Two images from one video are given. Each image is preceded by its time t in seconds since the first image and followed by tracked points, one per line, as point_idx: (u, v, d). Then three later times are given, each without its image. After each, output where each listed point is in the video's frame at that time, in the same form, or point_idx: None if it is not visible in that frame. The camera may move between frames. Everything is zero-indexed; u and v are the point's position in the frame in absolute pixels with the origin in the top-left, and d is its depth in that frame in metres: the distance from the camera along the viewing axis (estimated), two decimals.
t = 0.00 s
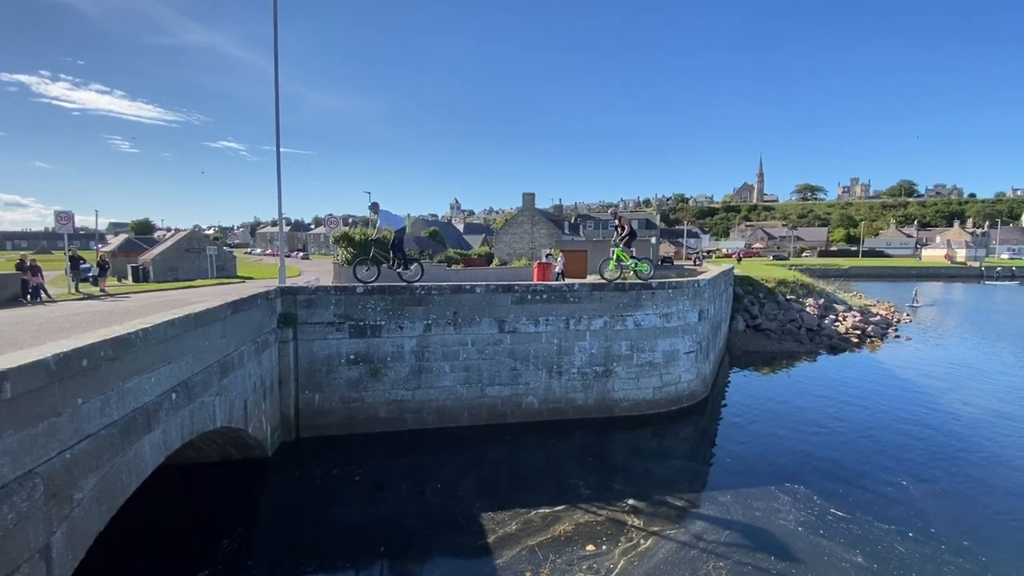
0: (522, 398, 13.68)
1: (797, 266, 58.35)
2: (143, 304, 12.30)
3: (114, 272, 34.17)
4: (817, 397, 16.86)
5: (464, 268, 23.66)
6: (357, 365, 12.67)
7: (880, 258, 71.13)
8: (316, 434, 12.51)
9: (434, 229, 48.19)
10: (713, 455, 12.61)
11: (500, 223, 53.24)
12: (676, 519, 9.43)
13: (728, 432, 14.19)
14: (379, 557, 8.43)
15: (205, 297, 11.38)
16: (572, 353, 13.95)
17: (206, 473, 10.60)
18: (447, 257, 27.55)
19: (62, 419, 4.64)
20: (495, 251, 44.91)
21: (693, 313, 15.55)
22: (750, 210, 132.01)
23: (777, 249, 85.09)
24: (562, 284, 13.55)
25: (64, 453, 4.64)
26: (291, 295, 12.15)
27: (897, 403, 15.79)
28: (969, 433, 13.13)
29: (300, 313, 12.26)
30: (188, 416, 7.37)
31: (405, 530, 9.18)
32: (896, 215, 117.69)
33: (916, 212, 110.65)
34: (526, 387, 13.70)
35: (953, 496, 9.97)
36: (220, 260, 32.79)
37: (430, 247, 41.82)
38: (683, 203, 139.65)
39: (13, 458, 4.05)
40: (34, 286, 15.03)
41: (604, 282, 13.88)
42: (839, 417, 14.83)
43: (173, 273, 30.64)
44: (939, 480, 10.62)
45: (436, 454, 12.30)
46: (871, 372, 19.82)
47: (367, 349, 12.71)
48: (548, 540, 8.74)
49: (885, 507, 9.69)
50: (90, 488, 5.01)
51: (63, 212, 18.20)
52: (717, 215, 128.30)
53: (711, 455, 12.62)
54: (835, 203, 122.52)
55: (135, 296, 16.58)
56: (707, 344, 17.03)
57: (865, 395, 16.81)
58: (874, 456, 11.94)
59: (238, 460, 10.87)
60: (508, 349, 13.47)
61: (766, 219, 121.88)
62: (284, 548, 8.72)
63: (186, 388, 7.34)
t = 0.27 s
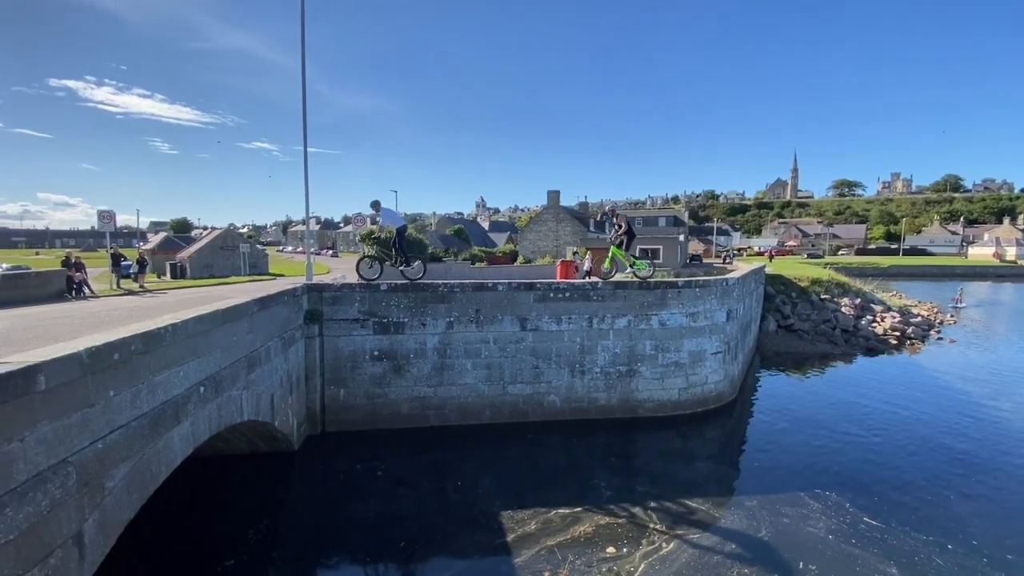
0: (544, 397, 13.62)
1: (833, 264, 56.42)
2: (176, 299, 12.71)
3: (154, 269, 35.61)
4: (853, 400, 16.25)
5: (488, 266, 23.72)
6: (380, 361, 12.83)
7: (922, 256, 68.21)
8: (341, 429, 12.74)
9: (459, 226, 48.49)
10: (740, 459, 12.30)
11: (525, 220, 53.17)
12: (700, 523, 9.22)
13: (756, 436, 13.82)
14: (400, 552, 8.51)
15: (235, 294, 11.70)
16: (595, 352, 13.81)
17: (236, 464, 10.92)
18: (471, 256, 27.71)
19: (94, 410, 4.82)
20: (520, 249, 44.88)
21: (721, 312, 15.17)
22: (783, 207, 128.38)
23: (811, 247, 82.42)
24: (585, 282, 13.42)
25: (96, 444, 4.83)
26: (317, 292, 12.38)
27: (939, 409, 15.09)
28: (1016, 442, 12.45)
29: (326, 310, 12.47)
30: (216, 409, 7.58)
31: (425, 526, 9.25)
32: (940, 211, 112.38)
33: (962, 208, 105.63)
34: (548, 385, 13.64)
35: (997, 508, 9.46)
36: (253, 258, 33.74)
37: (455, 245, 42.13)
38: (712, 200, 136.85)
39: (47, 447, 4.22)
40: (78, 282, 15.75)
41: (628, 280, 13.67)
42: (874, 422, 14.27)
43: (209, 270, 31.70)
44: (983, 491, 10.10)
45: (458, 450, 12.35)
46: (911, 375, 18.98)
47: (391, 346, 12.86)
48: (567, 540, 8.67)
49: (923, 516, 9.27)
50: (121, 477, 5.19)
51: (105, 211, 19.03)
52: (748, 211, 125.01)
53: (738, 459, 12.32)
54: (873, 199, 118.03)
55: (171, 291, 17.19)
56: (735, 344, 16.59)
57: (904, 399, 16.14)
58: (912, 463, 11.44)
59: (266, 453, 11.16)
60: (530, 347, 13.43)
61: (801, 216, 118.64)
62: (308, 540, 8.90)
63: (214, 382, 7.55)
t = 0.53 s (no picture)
0: (565, 396, 13.54)
1: (871, 262, 54.25)
2: (208, 295, 13.09)
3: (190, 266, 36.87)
4: (890, 404, 15.61)
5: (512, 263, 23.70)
6: (403, 358, 12.95)
7: (969, 254, 64.94)
8: (365, 424, 12.93)
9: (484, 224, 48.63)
10: (767, 463, 11.97)
11: (550, 218, 52.94)
12: (724, 528, 9.00)
13: (786, 440, 13.42)
14: (419, 548, 8.57)
15: (264, 290, 11.98)
16: (618, 351, 13.64)
17: (263, 457, 11.21)
18: (495, 253, 27.73)
19: (124, 403, 4.98)
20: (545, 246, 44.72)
21: (749, 312, 14.75)
22: (818, 203, 124.17)
23: (848, 244, 79.49)
24: (608, 281, 13.24)
25: (125, 436, 4.99)
26: (341, 289, 12.58)
27: (984, 415, 14.35)
28: None
29: (350, 307, 12.66)
30: (242, 403, 7.76)
31: (445, 522, 9.31)
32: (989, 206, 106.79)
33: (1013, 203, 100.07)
34: (570, 384, 13.54)
35: None
36: (283, 255, 34.59)
37: (480, 243, 42.21)
38: (743, 196, 133.46)
39: (78, 438, 4.37)
40: (118, 278, 16.41)
41: (653, 278, 13.43)
42: (913, 428, 13.67)
43: (242, 267, 32.65)
44: None
45: (479, 448, 12.37)
46: (955, 380, 18.11)
47: (414, 343, 12.97)
48: (587, 542, 8.58)
49: (964, 529, 8.83)
50: (149, 468, 5.36)
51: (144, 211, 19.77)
52: (781, 208, 121.46)
53: (765, 463, 11.99)
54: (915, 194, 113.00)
55: (205, 288, 17.75)
56: (765, 345, 16.11)
57: (945, 404, 15.42)
58: (953, 472, 10.92)
59: (292, 446, 11.42)
60: (552, 345, 13.35)
61: (837, 212, 114.52)
62: (331, 533, 9.06)
63: (241, 377, 7.73)
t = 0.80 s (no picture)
0: (587, 395, 13.44)
1: (911, 261, 52.06)
2: (238, 292, 13.47)
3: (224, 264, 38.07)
4: (929, 410, 14.98)
5: (536, 262, 23.66)
6: (426, 355, 13.07)
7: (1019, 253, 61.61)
8: (388, 420, 13.11)
9: (509, 222, 48.73)
10: (796, 468, 11.64)
11: (575, 215, 52.71)
12: (749, 534, 8.78)
13: (816, 445, 13.02)
14: (440, 545, 8.63)
15: (291, 287, 12.27)
16: (642, 351, 13.46)
17: (290, 450, 11.49)
18: (519, 251, 27.72)
19: (154, 397, 5.16)
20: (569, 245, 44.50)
21: (779, 312, 14.34)
22: (854, 200, 119.84)
23: (887, 242, 76.47)
24: (632, 279, 13.07)
25: (155, 428, 5.16)
26: (366, 287, 12.77)
27: None
28: None
29: (374, 304, 12.84)
30: (268, 398, 7.96)
31: (465, 519, 9.36)
32: None
33: None
34: (592, 384, 13.44)
35: None
36: (313, 253, 35.42)
37: (505, 241, 42.26)
38: (776, 193, 129.94)
39: (111, 430, 4.54)
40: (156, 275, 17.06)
41: (678, 277, 13.19)
42: (953, 435, 13.08)
43: (273, 265, 33.55)
44: None
45: (500, 446, 12.39)
46: (1001, 385, 17.24)
47: (436, 341, 13.07)
48: (607, 544, 8.49)
49: (1007, 543, 8.40)
50: (178, 460, 5.55)
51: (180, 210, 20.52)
52: (815, 205, 117.76)
53: (794, 468, 11.66)
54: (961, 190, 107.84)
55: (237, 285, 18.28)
56: (796, 346, 15.63)
57: (989, 411, 14.70)
58: (996, 483, 10.40)
59: (317, 440, 11.67)
60: (574, 344, 13.27)
61: (875, 209, 110.30)
62: (353, 527, 9.21)
63: (266, 372, 7.91)
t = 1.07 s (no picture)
0: (609, 395, 13.32)
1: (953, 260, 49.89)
2: (266, 289, 13.80)
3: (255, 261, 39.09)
4: (968, 415, 14.35)
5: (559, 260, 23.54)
6: (447, 353, 13.15)
7: None
8: (410, 416, 13.26)
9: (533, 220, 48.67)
10: (824, 473, 11.31)
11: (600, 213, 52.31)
12: (774, 539, 8.56)
13: (846, 450, 12.63)
14: (458, 541, 8.68)
15: (316, 285, 12.51)
16: (665, 351, 13.26)
17: (314, 444, 11.73)
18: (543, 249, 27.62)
19: (181, 390, 5.32)
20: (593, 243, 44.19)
21: (809, 312, 13.92)
22: (892, 196, 115.45)
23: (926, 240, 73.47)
24: (655, 278, 12.88)
25: (182, 420, 5.32)
26: (388, 284, 12.92)
27: None
28: None
29: (397, 302, 12.97)
30: (292, 392, 8.13)
31: (484, 516, 9.40)
32: None
33: None
34: (614, 384, 13.31)
35: None
36: (339, 251, 36.08)
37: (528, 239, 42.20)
38: (808, 189, 126.25)
39: (140, 421, 4.70)
40: (189, 272, 17.63)
41: (702, 276, 12.93)
42: (994, 442, 12.50)
43: (301, 262, 34.29)
44: None
45: (520, 444, 12.39)
46: None
47: (457, 338, 13.13)
48: (627, 545, 8.40)
49: None
50: (205, 451, 5.71)
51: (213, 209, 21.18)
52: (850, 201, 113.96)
53: (822, 473, 11.33)
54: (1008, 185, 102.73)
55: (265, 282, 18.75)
56: (827, 348, 15.14)
57: None
58: None
59: (341, 435, 11.88)
60: (595, 343, 13.17)
61: (915, 205, 106.00)
62: (374, 521, 9.35)
63: (290, 368, 8.08)
